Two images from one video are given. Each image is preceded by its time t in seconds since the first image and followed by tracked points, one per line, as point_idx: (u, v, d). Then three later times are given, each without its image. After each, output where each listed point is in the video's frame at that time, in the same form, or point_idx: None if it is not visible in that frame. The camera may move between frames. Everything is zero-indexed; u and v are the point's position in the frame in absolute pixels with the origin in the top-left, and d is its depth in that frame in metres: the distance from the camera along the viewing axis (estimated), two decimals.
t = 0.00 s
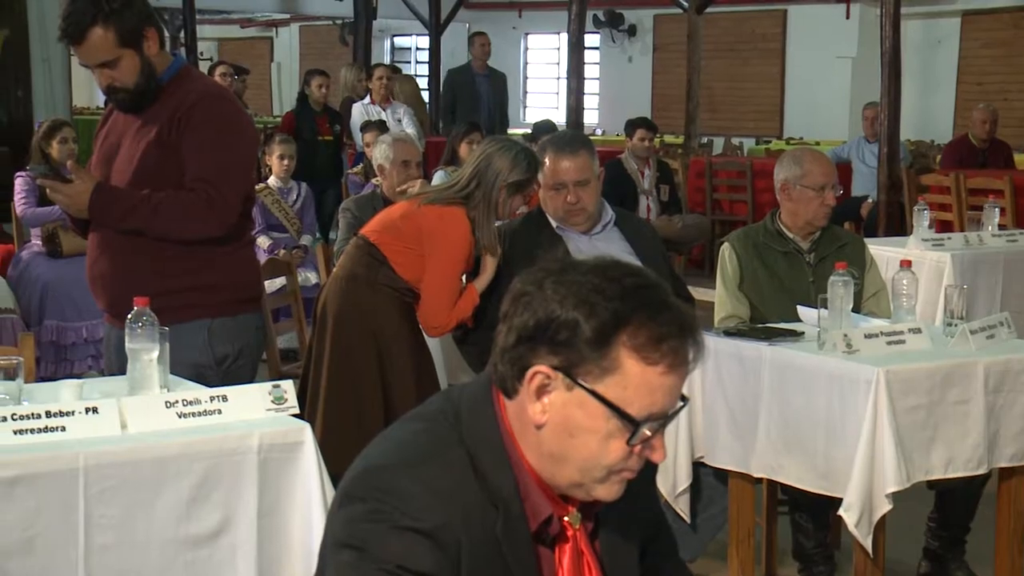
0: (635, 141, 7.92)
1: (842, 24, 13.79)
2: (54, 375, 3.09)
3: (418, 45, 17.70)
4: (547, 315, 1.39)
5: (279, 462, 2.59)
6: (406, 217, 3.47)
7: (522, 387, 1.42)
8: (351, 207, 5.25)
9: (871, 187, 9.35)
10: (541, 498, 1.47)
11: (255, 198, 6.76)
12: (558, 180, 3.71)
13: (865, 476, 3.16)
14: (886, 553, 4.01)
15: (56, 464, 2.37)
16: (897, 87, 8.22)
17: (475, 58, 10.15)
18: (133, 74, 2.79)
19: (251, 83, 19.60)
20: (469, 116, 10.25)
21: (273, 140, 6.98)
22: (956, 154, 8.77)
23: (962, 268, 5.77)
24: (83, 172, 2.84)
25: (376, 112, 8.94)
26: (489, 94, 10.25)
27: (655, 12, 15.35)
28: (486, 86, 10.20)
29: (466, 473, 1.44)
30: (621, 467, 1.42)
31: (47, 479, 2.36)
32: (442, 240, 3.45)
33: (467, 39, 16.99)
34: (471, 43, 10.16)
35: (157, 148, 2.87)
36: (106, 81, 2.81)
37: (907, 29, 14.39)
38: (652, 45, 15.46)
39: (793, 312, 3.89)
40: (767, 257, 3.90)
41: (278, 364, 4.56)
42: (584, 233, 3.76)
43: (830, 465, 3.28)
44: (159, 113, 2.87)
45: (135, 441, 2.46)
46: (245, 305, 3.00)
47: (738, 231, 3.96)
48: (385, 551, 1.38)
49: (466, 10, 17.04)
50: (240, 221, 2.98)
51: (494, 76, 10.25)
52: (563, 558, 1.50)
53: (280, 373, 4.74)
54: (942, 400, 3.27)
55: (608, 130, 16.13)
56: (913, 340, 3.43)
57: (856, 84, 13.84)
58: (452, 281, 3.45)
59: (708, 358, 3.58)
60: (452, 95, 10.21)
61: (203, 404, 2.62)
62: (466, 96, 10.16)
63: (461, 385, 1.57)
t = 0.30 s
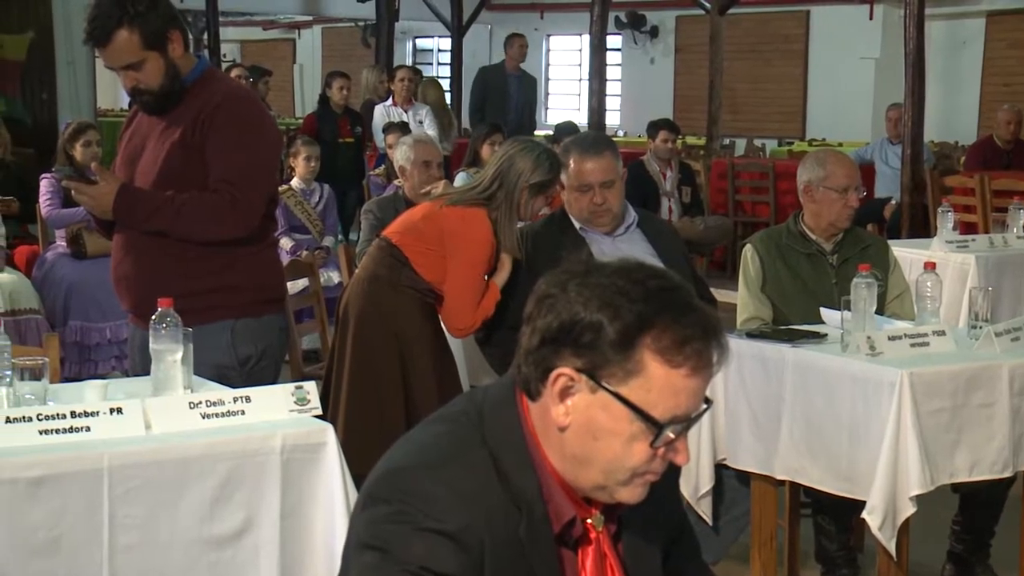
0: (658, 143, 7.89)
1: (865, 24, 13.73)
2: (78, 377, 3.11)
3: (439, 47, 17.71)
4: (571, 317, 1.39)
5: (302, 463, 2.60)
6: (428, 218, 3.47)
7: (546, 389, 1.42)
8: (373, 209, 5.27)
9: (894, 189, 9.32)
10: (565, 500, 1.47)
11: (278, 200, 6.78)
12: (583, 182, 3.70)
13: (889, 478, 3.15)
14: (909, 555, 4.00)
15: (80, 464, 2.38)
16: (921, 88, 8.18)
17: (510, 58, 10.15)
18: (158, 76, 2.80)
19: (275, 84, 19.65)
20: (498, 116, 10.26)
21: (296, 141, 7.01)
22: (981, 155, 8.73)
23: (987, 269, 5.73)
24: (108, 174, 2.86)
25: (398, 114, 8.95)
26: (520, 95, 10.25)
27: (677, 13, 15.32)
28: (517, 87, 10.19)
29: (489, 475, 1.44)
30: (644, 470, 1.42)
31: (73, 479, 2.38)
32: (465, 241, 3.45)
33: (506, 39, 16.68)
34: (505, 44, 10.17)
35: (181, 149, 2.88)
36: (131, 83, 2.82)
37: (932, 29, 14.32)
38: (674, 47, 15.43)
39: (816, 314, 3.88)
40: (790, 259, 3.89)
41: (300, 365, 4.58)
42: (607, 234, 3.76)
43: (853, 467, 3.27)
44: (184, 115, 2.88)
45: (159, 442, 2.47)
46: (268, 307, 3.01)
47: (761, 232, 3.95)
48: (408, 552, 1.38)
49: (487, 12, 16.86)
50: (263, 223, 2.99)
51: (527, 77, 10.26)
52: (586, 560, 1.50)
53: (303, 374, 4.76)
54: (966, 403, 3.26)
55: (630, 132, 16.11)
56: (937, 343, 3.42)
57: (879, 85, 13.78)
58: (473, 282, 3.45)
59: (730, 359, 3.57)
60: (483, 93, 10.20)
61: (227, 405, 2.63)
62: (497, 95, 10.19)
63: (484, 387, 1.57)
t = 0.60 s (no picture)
0: (681, 144, 7.82)
1: (890, 24, 13.68)
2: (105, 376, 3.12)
3: (463, 48, 17.73)
4: (596, 319, 1.39)
5: (327, 463, 2.60)
6: (450, 218, 3.47)
7: (571, 390, 1.42)
8: (396, 209, 5.28)
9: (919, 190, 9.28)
10: (589, 501, 1.47)
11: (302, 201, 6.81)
12: (619, 181, 3.69)
13: (914, 480, 3.13)
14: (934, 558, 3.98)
15: (106, 464, 2.39)
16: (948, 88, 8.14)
17: (539, 60, 10.17)
18: (184, 76, 2.81)
19: (298, 85, 19.70)
20: (524, 117, 10.27)
21: (321, 141, 7.03)
22: (1007, 155, 8.68)
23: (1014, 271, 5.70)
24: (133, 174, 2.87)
25: (421, 115, 9.00)
26: (548, 96, 10.26)
27: (700, 13, 15.30)
28: (546, 89, 10.21)
29: (514, 475, 1.44)
30: (669, 472, 1.42)
31: (99, 479, 2.39)
32: (487, 240, 3.44)
33: (532, 41, 16.60)
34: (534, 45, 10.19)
35: (207, 148, 2.89)
36: (156, 83, 2.83)
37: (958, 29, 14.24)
38: (697, 47, 15.40)
39: (839, 315, 3.86)
40: (814, 261, 3.87)
41: (324, 365, 4.59)
42: (632, 234, 3.74)
43: (878, 468, 3.26)
44: (209, 114, 2.89)
45: (185, 442, 2.48)
46: (293, 307, 3.01)
47: (784, 234, 3.94)
48: (433, 552, 1.39)
49: (510, 13, 16.76)
50: (288, 223, 3.00)
51: (556, 79, 10.26)
52: (611, 561, 1.51)
53: (326, 374, 4.77)
54: (992, 405, 3.25)
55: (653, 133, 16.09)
56: (962, 344, 3.41)
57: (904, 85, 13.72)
58: (497, 281, 3.44)
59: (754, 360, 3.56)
60: (511, 92, 10.21)
61: (252, 405, 2.64)
62: (525, 95, 10.19)
63: (509, 387, 1.57)
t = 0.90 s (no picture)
0: (713, 144, 7.83)
1: (924, 24, 13.60)
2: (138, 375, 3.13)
3: (493, 48, 17.74)
4: (629, 319, 1.38)
5: (359, 463, 2.61)
6: (482, 217, 3.48)
7: (605, 391, 1.42)
8: (428, 209, 5.30)
9: (953, 190, 9.23)
10: (622, 503, 1.46)
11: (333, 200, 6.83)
12: (670, 177, 3.64)
13: (949, 482, 3.12)
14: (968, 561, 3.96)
15: (141, 462, 2.41)
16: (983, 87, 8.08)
17: (572, 61, 10.18)
18: (214, 81, 2.84)
19: (328, 86, 19.75)
20: (557, 118, 10.27)
21: (352, 142, 7.06)
22: None
23: None
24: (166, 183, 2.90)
25: (452, 115, 9.01)
26: (581, 97, 10.26)
27: (732, 12, 15.25)
28: (580, 89, 10.21)
29: (547, 475, 1.44)
30: (703, 473, 1.41)
31: (133, 477, 2.40)
32: (520, 240, 3.45)
33: (564, 41, 16.58)
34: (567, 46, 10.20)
35: (238, 157, 2.91)
36: (188, 88, 2.86)
37: (992, 28, 14.14)
38: (728, 47, 15.35)
39: (873, 317, 3.85)
40: (847, 263, 3.85)
41: (356, 365, 4.60)
42: (667, 235, 3.71)
43: (912, 471, 3.24)
44: (242, 121, 2.90)
45: (218, 441, 2.50)
46: (319, 312, 3.01)
47: (818, 234, 3.92)
48: (466, 552, 1.39)
49: (541, 13, 16.71)
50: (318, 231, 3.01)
51: (589, 80, 10.26)
52: (644, 562, 1.50)
53: (358, 374, 4.78)
54: None
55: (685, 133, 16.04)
56: (997, 346, 3.38)
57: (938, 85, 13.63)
58: (530, 279, 3.46)
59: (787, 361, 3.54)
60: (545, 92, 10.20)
61: (285, 404, 2.65)
62: (559, 96, 10.20)
63: (543, 388, 1.56)
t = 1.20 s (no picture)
0: (744, 144, 7.80)
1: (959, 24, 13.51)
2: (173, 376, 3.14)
3: (525, 49, 17.75)
4: (663, 320, 1.38)
5: (390, 462, 2.62)
6: (516, 217, 3.47)
7: (637, 391, 1.41)
8: (459, 209, 5.31)
9: (987, 190, 9.17)
10: (655, 504, 1.46)
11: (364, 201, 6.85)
12: (715, 171, 3.63)
13: (983, 484, 3.09)
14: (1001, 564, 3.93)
15: (174, 461, 2.42)
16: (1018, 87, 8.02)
17: (604, 62, 10.18)
18: (248, 78, 2.86)
19: (360, 87, 19.80)
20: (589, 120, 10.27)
21: (383, 142, 7.10)
22: None
23: None
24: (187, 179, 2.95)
25: (483, 115, 9.08)
26: (617, 98, 10.25)
27: (764, 12, 15.19)
28: (615, 90, 10.20)
29: (580, 476, 1.43)
30: (736, 474, 1.40)
31: (167, 476, 2.42)
32: (555, 239, 3.45)
33: (594, 42, 16.55)
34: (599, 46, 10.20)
35: (258, 159, 2.93)
36: (224, 81, 2.90)
37: None
38: (761, 47, 15.29)
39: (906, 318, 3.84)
40: (881, 264, 3.83)
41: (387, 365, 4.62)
42: (702, 233, 3.68)
43: (946, 474, 3.22)
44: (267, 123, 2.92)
45: (250, 441, 2.51)
46: (337, 313, 3.02)
47: (851, 235, 3.90)
48: (499, 553, 1.39)
49: (572, 13, 16.66)
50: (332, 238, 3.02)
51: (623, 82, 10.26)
52: (677, 564, 1.50)
53: (389, 375, 4.79)
54: None
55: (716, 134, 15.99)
56: None
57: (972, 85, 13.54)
58: (572, 276, 3.46)
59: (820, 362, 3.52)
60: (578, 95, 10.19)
61: (317, 404, 2.65)
62: (594, 98, 10.20)
63: (575, 388, 1.56)
